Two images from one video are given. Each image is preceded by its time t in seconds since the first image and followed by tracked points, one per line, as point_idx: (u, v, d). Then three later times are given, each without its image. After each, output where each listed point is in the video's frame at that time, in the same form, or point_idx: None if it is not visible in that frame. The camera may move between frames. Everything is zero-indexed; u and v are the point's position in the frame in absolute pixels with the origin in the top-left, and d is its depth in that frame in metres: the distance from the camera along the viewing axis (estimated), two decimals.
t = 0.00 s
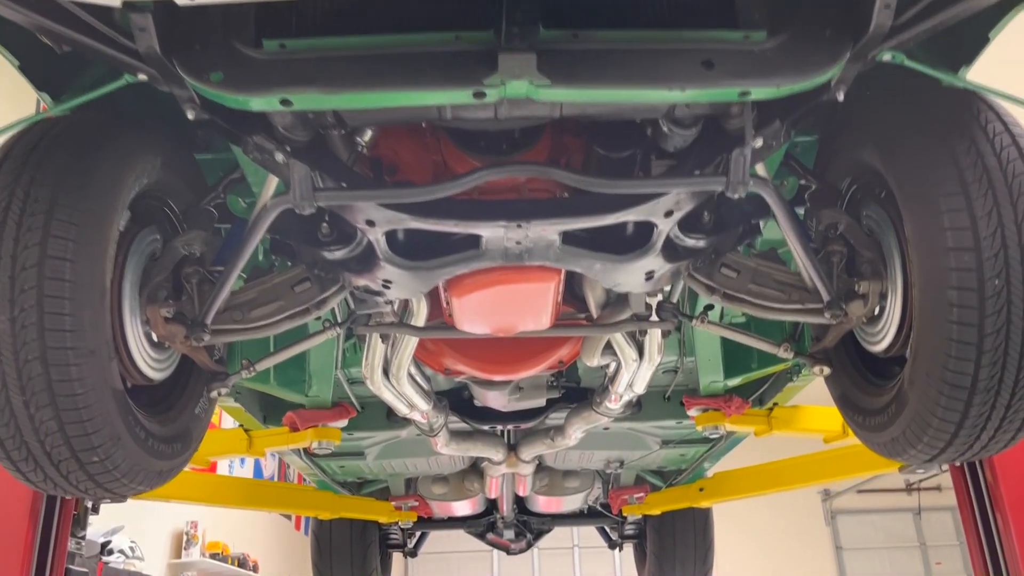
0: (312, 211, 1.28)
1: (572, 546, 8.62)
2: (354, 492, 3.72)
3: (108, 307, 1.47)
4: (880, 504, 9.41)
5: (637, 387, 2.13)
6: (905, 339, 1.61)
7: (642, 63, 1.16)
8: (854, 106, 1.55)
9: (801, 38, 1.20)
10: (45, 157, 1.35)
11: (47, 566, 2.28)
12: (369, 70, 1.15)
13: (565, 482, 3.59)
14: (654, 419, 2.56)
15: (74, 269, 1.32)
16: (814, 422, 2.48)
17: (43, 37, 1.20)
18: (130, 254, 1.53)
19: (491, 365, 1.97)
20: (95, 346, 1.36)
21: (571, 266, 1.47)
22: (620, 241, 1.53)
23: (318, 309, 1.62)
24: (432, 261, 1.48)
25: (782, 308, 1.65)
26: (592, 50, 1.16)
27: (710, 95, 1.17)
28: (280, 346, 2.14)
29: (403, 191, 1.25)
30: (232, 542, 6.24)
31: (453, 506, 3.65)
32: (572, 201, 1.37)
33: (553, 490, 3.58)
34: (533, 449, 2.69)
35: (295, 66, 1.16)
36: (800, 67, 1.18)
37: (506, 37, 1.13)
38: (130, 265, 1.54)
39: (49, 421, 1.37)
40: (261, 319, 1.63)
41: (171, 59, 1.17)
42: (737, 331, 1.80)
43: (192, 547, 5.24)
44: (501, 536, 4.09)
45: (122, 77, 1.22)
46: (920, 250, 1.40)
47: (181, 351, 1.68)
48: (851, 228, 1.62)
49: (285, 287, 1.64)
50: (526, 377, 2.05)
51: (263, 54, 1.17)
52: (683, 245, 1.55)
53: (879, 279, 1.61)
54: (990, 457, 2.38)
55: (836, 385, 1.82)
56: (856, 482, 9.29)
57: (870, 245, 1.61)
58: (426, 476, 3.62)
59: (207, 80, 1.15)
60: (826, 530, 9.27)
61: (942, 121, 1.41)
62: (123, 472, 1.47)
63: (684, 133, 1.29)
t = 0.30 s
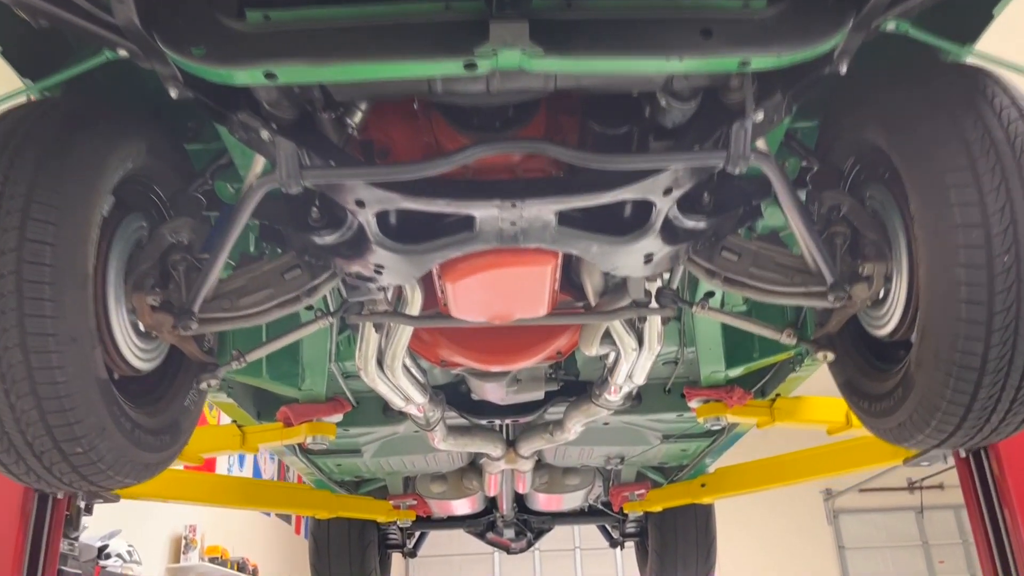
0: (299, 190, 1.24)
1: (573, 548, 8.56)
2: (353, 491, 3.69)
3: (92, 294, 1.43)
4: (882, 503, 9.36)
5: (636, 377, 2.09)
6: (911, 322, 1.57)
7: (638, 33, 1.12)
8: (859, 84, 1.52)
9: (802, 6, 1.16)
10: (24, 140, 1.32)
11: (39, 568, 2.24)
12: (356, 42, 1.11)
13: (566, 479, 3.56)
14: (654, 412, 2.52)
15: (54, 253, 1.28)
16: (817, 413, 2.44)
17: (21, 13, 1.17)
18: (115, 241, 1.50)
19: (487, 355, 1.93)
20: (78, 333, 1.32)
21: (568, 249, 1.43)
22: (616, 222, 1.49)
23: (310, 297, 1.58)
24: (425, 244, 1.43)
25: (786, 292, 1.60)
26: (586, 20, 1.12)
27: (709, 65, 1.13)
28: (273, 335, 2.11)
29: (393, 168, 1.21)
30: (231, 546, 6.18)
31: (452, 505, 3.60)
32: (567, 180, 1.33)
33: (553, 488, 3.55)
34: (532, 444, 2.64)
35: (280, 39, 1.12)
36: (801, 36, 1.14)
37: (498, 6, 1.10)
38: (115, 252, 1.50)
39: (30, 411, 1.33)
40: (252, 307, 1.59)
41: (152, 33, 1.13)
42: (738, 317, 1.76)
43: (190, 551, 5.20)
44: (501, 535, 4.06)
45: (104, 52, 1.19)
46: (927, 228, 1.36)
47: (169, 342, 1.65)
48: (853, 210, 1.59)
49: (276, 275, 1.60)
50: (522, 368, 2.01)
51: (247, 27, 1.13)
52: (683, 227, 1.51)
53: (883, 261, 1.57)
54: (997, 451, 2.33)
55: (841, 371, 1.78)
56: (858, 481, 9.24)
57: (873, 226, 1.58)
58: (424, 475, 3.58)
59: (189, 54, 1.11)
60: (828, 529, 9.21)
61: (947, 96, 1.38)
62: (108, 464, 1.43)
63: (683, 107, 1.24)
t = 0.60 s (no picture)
0: (286, 161, 1.19)
1: (575, 547, 8.49)
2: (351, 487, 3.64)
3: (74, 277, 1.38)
4: (885, 499, 9.28)
5: (638, 364, 2.03)
6: (923, 299, 1.51)
7: None
8: (878, 50, 1.46)
9: None
10: None
11: (30, 566, 2.20)
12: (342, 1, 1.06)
13: (567, 474, 3.51)
14: (656, 401, 2.46)
15: (31, 231, 1.23)
16: (823, 400, 2.38)
17: None
18: (96, 222, 1.45)
19: (485, 342, 1.88)
20: (56, 315, 1.27)
21: (568, 225, 1.37)
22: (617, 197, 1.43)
23: (300, 279, 1.53)
24: (418, 220, 1.38)
25: (792, 269, 1.55)
26: None
27: (713, 23, 1.08)
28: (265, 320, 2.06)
29: (383, 137, 1.16)
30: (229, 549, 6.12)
31: (451, 502, 3.55)
32: (565, 151, 1.27)
33: (555, 483, 3.50)
34: (532, 436, 2.59)
35: None
36: None
37: None
38: (97, 233, 1.45)
39: (7, 397, 1.28)
40: (241, 291, 1.53)
41: None
42: (744, 298, 1.71)
43: (189, 553, 5.14)
44: (501, 532, 4.04)
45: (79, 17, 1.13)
46: (941, 196, 1.31)
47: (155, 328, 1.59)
48: (860, 184, 1.54)
49: (264, 257, 1.54)
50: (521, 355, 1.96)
51: None
52: (687, 202, 1.45)
53: (894, 235, 1.51)
54: (1008, 439, 2.27)
55: (850, 353, 1.73)
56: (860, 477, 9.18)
57: (883, 200, 1.53)
58: (423, 471, 3.52)
59: (168, 16, 1.06)
60: (831, 526, 9.15)
61: (959, 60, 1.33)
62: (91, 453, 1.38)
63: (687, 71, 1.18)
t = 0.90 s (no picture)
0: (273, 142, 1.15)
1: (577, 549, 8.44)
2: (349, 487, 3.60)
3: (58, 267, 1.35)
4: (887, 497, 9.23)
5: (638, 354, 1.99)
6: (930, 280, 1.48)
7: None
8: (881, 24, 1.42)
9: None
10: None
11: (23, 567, 2.16)
12: None
13: (567, 471, 3.48)
14: (658, 393, 2.43)
15: (11, 217, 1.19)
16: (826, 391, 2.35)
17: None
18: (81, 210, 1.41)
19: (483, 334, 1.85)
20: (39, 303, 1.23)
21: (565, 207, 1.34)
22: (615, 178, 1.40)
23: (291, 269, 1.49)
24: (411, 205, 1.34)
25: (794, 252, 1.52)
26: None
27: None
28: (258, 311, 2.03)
29: (373, 114, 1.12)
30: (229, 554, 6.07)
31: (451, 501, 3.51)
32: (561, 129, 1.24)
33: (556, 480, 3.47)
34: (531, 432, 2.55)
35: None
36: None
37: None
38: (82, 222, 1.42)
39: None
40: (231, 281, 1.50)
41: None
42: (745, 283, 1.67)
43: (188, 558, 5.09)
44: (502, 532, 3.96)
45: None
46: (948, 171, 1.28)
47: (144, 320, 1.56)
48: (864, 163, 1.50)
49: (255, 246, 1.50)
50: (519, 347, 1.93)
51: None
52: (687, 182, 1.42)
53: (899, 216, 1.48)
54: (1014, 431, 2.23)
55: (855, 338, 1.70)
56: (862, 474, 9.13)
57: (888, 179, 1.49)
58: (422, 470, 3.49)
59: None
60: (832, 524, 9.10)
61: (966, 31, 1.29)
62: (77, 447, 1.34)
63: (686, 43, 1.15)
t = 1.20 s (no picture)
0: (262, 128, 1.12)
1: (579, 565, 8.34)
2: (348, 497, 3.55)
3: (43, 261, 1.31)
4: (893, 510, 9.13)
5: (639, 356, 1.96)
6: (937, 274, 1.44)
7: None
8: (886, 10, 1.39)
9: None
10: None
11: (15, 567, 2.15)
12: None
13: (568, 481, 3.43)
14: (660, 398, 2.39)
15: None
16: (831, 394, 2.31)
17: None
18: (67, 204, 1.38)
19: (480, 334, 1.81)
20: (21, 297, 1.19)
21: (563, 198, 1.30)
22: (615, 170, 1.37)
23: (283, 264, 1.46)
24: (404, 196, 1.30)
25: (798, 246, 1.48)
26: None
27: None
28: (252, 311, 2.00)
29: (365, 98, 1.09)
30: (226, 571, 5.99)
31: (451, 511, 3.45)
32: (558, 115, 1.21)
33: (556, 490, 3.42)
34: (531, 438, 2.51)
35: None
36: None
37: None
38: (69, 217, 1.38)
39: None
40: (222, 276, 1.46)
41: None
42: (747, 279, 1.64)
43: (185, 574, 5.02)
44: (503, 543, 3.90)
45: None
46: (956, 158, 1.25)
47: (133, 319, 1.53)
48: (868, 156, 1.47)
49: (246, 242, 1.47)
50: (517, 348, 1.89)
51: None
52: (688, 173, 1.40)
53: (906, 208, 1.44)
54: None
55: (860, 336, 1.67)
56: (867, 487, 9.04)
57: (893, 171, 1.46)
58: (421, 480, 3.43)
59: None
60: (838, 538, 8.99)
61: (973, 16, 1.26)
62: (61, 447, 1.30)
63: (686, 26, 1.12)
